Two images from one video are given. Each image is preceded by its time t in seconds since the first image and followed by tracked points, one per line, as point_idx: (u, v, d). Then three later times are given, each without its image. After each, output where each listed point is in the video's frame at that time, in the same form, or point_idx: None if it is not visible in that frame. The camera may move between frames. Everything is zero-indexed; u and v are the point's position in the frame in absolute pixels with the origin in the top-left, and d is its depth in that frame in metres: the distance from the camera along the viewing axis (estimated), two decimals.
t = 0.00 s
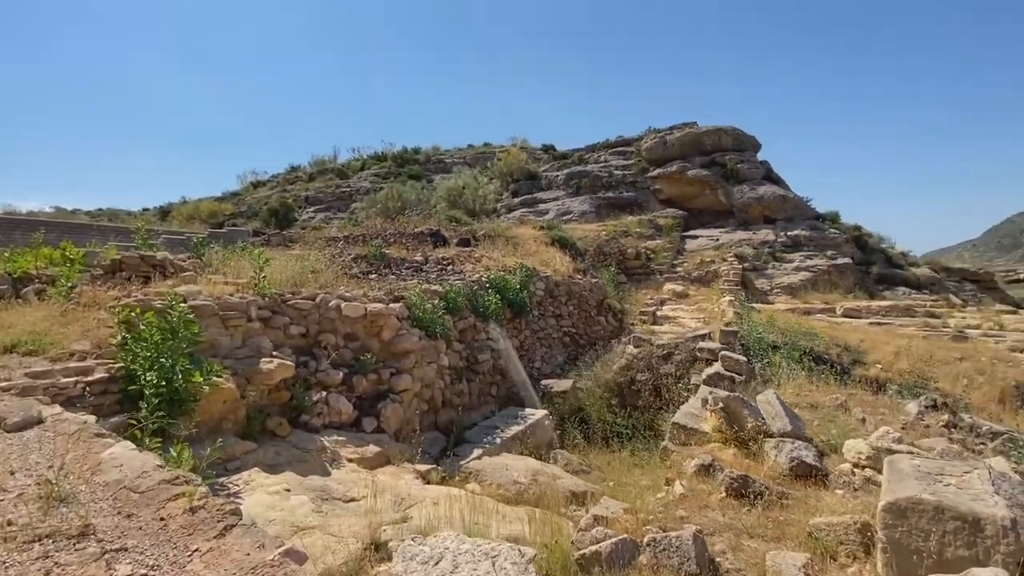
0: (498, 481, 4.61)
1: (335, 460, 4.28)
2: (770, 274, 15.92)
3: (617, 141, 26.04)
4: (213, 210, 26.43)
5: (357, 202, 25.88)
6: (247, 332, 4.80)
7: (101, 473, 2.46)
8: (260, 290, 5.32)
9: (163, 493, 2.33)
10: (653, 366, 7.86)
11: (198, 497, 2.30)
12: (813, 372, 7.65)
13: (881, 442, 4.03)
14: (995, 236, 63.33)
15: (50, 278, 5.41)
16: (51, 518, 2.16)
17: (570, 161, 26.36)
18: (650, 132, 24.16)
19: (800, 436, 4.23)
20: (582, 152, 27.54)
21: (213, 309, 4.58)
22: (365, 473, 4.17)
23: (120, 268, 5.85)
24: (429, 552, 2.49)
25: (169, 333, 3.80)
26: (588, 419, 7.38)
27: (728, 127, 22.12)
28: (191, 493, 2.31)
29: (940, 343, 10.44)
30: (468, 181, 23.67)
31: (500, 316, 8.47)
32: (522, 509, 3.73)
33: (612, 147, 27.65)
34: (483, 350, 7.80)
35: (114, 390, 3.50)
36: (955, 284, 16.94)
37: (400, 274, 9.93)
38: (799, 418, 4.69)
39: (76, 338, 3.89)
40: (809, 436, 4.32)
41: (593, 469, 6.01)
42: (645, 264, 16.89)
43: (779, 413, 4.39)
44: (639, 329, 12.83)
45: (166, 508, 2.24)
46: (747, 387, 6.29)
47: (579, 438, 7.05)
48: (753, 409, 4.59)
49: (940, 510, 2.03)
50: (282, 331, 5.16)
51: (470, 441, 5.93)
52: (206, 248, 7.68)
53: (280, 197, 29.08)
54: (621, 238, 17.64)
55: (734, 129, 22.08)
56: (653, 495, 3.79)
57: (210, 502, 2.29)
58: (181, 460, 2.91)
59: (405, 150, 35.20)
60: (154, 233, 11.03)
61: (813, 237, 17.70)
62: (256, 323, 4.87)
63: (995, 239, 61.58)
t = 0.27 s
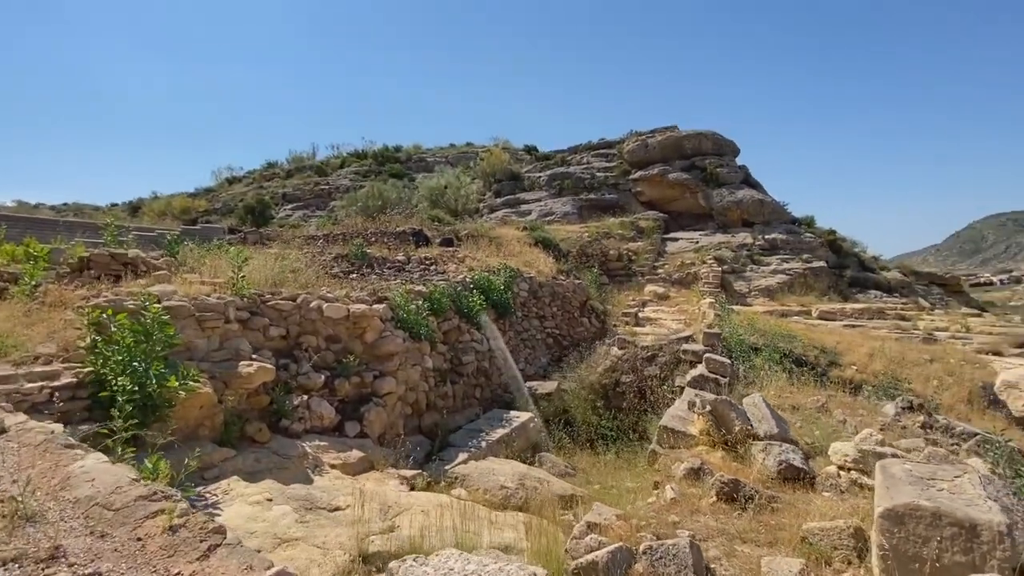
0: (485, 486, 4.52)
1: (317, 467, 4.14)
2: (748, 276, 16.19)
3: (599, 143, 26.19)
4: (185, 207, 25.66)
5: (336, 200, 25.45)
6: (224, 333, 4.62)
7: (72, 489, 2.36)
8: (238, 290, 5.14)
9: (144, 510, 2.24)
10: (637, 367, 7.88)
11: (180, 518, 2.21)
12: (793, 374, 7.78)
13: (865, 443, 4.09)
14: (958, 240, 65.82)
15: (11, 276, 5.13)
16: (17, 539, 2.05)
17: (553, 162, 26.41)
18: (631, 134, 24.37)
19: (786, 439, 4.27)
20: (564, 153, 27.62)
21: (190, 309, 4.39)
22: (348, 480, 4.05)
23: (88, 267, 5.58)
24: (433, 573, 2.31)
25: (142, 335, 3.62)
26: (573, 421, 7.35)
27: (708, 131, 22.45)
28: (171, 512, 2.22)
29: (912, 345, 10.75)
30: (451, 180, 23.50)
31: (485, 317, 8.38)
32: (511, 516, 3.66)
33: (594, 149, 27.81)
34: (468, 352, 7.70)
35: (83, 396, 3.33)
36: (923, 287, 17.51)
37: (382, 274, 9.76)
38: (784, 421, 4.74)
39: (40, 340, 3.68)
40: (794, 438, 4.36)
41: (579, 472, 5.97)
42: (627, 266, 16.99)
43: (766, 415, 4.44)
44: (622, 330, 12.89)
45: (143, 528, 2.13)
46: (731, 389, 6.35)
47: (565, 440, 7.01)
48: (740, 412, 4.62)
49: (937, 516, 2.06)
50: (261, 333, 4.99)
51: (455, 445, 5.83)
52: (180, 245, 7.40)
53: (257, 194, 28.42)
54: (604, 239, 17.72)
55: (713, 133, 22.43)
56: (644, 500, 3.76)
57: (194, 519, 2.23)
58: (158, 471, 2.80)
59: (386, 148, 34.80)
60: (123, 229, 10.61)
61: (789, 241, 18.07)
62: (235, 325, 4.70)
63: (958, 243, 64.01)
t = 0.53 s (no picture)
0: (479, 489, 4.47)
1: (308, 471, 4.03)
2: (731, 277, 16.42)
3: (585, 143, 26.28)
4: (163, 202, 24.99)
5: (319, 197, 25.07)
6: (211, 334, 4.49)
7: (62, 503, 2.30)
8: (224, 289, 4.99)
9: (140, 525, 2.18)
10: (626, 368, 7.90)
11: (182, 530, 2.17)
12: (779, 375, 7.89)
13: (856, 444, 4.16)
14: (929, 243, 67.87)
15: None
16: (6, 556, 1.99)
17: (539, 162, 26.43)
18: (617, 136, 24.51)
19: (779, 440, 4.31)
20: (550, 153, 27.65)
21: (175, 309, 4.26)
22: (341, 484, 3.96)
23: (64, 264, 5.36)
24: None
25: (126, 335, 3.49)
26: (564, 422, 7.33)
27: (692, 134, 22.70)
28: (172, 526, 2.17)
29: (890, 346, 11.02)
30: (437, 179, 23.35)
31: (474, 317, 8.31)
32: (509, 519, 3.63)
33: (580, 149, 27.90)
34: (457, 352, 7.62)
35: (65, 400, 3.21)
36: (899, 289, 17.98)
37: (369, 273, 9.62)
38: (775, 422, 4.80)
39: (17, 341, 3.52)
40: (787, 439, 4.41)
41: (571, 473, 5.95)
42: (613, 266, 17.08)
43: (759, 417, 4.48)
44: (609, 330, 12.94)
45: (143, 543, 2.08)
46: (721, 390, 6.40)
47: (555, 441, 6.98)
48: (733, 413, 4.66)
49: (943, 518, 2.14)
50: (249, 333, 4.86)
51: (445, 447, 5.75)
52: (160, 241, 7.17)
53: (237, 189, 27.83)
54: (590, 240, 17.79)
55: (698, 136, 22.69)
56: (641, 502, 3.76)
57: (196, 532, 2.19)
58: (150, 478, 2.82)
59: (370, 145, 34.39)
60: (99, 224, 10.26)
61: (771, 243, 18.39)
62: (221, 325, 4.56)
63: (929, 246, 65.99)
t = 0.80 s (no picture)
0: (473, 491, 4.42)
1: (300, 476, 3.95)
2: (718, 278, 16.59)
3: (574, 143, 26.33)
4: (143, 197, 24.43)
5: (305, 194, 24.72)
6: (199, 335, 4.37)
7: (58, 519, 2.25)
8: (213, 290, 4.88)
9: (139, 541, 2.13)
10: (618, 369, 7.92)
11: (185, 547, 2.13)
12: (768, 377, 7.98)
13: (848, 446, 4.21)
14: (906, 245, 69.46)
15: None
16: None
17: (527, 162, 26.41)
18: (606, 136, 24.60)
19: (773, 442, 4.35)
20: (539, 153, 27.63)
21: (163, 311, 4.15)
22: (335, 489, 3.89)
23: (44, 262, 5.18)
24: None
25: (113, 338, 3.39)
26: (555, 423, 7.31)
27: (680, 136, 22.88)
28: (173, 543, 2.12)
29: (873, 347, 11.24)
30: (425, 177, 23.21)
31: (466, 318, 8.24)
32: (509, 524, 3.60)
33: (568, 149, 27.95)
34: (449, 353, 7.55)
35: (50, 405, 3.13)
36: (880, 291, 18.36)
37: (359, 272, 9.49)
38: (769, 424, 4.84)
39: None
40: (781, 442, 4.44)
41: (564, 474, 5.93)
42: (602, 266, 17.13)
43: (753, 419, 4.50)
44: (598, 330, 12.98)
45: (144, 561, 2.03)
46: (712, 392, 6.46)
47: (547, 441, 6.96)
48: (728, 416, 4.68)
49: (948, 524, 2.23)
50: (238, 334, 4.74)
51: (438, 449, 5.68)
52: (144, 239, 6.97)
53: (220, 185, 27.31)
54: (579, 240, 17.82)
55: (685, 137, 22.88)
56: (639, 505, 3.74)
57: (199, 548, 2.15)
58: (143, 487, 2.85)
59: (356, 142, 34.04)
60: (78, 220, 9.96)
61: (757, 244, 18.63)
62: (210, 326, 4.45)
63: (907, 248, 67.54)
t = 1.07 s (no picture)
0: (464, 492, 4.40)
1: (289, 479, 3.89)
2: (705, 279, 16.74)
3: (564, 143, 26.36)
4: (124, 193, 23.93)
5: (292, 192, 24.43)
6: (185, 336, 4.29)
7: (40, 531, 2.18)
8: (200, 290, 4.79)
9: (127, 554, 2.07)
10: (608, 369, 7.94)
11: (173, 561, 2.07)
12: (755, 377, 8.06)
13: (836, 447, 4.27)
14: (887, 246, 70.78)
15: None
16: None
17: (517, 161, 26.38)
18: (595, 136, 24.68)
19: (762, 443, 4.39)
20: (528, 152, 27.62)
21: (148, 311, 4.07)
22: (324, 493, 3.84)
23: (23, 261, 5.04)
24: None
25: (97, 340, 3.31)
26: (545, 423, 7.30)
27: (669, 137, 23.03)
28: (161, 558, 2.05)
29: (857, 347, 11.43)
30: (414, 175, 23.07)
31: (455, 318, 8.20)
32: (502, 527, 3.59)
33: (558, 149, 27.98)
34: (439, 353, 7.51)
35: (30, 409, 3.05)
36: (863, 292, 18.68)
37: (347, 272, 9.39)
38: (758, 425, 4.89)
39: None
40: (770, 443, 4.49)
41: (554, 475, 5.93)
42: (591, 266, 17.18)
43: (743, 420, 4.54)
44: (587, 330, 13.01)
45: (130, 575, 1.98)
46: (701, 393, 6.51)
47: (537, 442, 6.95)
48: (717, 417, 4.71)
49: (938, 527, 2.28)
50: (225, 335, 4.66)
51: (428, 451, 5.63)
52: (127, 236, 6.82)
53: (204, 181, 26.87)
54: (568, 240, 17.86)
55: (674, 138, 23.03)
56: (631, 507, 3.76)
57: (187, 561, 2.10)
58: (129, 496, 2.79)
59: (344, 139, 33.71)
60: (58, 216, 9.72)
61: (743, 245, 18.83)
62: (196, 327, 4.36)
63: (888, 249, 68.83)
